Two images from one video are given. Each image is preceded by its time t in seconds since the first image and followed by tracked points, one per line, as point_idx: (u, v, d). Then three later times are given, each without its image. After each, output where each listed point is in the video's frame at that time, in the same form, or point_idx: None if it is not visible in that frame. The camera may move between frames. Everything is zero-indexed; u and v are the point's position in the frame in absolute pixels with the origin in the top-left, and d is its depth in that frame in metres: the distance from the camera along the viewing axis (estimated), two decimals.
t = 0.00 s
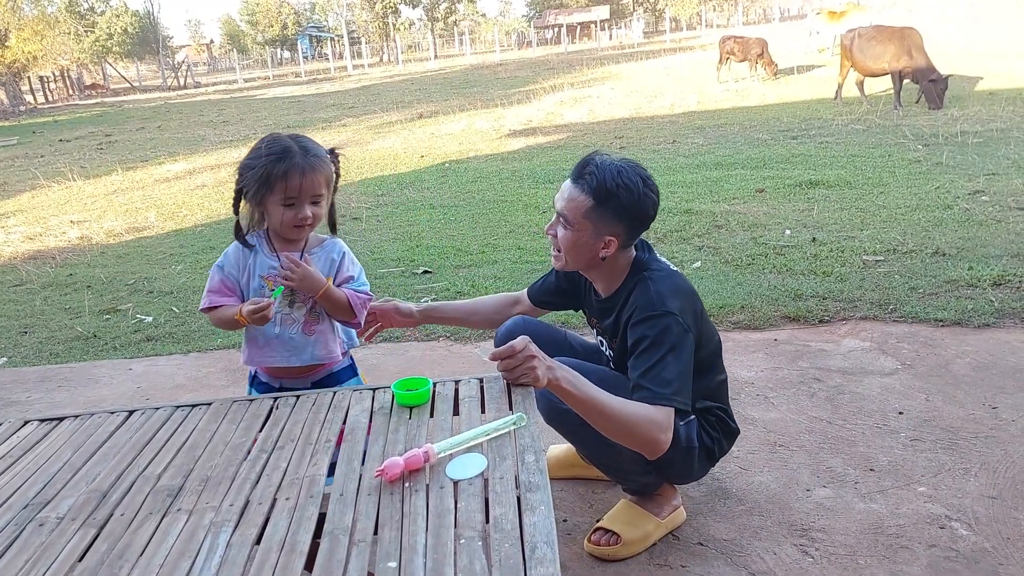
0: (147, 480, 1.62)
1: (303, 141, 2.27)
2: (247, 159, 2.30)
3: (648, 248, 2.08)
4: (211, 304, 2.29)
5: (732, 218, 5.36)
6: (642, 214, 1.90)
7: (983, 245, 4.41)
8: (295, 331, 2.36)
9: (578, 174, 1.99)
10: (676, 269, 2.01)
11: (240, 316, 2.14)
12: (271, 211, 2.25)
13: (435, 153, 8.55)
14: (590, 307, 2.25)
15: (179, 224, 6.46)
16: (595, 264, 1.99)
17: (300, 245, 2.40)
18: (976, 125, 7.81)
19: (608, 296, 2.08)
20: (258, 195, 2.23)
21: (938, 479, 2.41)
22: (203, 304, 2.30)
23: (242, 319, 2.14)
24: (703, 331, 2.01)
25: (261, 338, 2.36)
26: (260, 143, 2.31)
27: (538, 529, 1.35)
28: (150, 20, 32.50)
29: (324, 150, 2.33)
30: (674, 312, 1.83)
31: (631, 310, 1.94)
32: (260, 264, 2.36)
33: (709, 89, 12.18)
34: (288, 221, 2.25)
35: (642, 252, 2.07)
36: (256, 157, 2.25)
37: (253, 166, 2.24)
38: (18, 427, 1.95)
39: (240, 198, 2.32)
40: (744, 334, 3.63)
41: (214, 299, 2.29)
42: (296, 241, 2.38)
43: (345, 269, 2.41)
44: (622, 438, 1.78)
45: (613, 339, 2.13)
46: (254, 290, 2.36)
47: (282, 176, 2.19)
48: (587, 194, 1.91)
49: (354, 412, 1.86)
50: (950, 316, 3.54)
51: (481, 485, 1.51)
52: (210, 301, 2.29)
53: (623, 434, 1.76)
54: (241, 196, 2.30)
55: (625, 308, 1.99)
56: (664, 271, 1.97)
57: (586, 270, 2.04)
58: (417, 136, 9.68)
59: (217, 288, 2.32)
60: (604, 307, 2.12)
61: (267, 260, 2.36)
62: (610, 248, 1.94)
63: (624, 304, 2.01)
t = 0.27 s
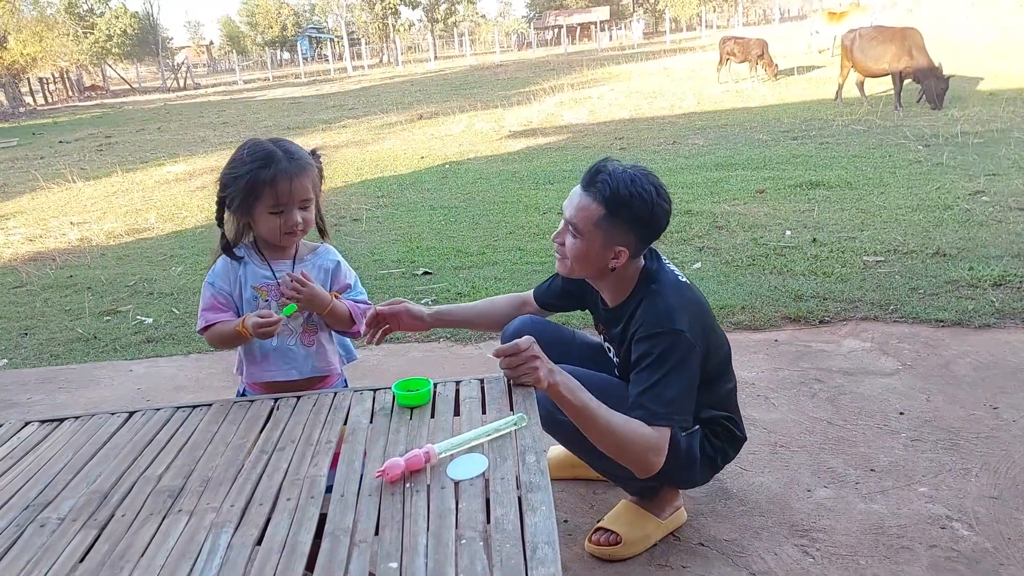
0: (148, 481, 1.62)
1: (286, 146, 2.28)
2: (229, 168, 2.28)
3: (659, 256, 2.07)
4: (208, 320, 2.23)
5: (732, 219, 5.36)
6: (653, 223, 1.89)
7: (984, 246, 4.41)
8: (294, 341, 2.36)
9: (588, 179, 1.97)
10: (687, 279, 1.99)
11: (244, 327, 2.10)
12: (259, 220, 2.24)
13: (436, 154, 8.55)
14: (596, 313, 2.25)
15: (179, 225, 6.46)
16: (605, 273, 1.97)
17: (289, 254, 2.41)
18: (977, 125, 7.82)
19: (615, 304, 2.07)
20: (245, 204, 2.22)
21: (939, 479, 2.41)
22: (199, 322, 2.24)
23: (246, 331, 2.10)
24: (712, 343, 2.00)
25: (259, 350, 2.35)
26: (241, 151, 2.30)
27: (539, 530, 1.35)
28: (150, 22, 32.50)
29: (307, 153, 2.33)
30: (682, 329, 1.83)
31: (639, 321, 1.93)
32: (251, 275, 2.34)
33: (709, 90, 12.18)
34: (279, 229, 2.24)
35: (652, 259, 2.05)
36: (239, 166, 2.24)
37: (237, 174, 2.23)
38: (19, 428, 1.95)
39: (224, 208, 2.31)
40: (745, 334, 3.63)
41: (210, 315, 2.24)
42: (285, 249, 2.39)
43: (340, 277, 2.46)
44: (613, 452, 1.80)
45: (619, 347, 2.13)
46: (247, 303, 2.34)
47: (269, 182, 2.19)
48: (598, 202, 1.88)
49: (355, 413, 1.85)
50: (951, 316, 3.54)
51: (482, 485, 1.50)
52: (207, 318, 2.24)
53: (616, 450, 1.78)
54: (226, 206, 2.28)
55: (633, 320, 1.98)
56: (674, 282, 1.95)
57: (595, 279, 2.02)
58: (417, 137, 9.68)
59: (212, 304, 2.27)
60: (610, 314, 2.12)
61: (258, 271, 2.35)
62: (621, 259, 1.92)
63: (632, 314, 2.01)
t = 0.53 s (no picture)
0: (150, 481, 1.62)
1: (281, 151, 2.18)
2: (222, 175, 2.18)
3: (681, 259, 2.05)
4: (223, 345, 2.12)
5: (732, 219, 5.36)
6: (680, 226, 1.88)
7: (984, 246, 4.42)
8: (313, 352, 2.36)
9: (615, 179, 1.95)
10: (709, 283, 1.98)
11: (266, 351, 2.04)
12: (257, 230, 2.15)
13: (436, 154, 8.56)
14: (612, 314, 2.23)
15: (179, 225, 6.47)
16: (629, 276, 1.95)
17: (288, 262, 2.34)
18: (977, 125, 7.83)
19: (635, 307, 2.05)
20: (242, 214, 2.13)
21: (940, 479, 2.41)
22: (207, 347, 2.11)
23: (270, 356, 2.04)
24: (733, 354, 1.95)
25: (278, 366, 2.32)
26: (233, 157, 2.20)
27: (541, 530, 1.35)
28: (149, 23, 32.50)
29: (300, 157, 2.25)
30: (702, 334, 1.82)
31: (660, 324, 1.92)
32: (255, 289, 2.26)
33: (708, 90, 12.19)
34: (278, 238, 2.15)
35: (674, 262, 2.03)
36: (233, 173, 2.14)
37: (232, 181, 2.13)
38: (20, 428, 1.95)
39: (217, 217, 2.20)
40: (745, 334, 3.63)
41: (224, 338, 2.13)
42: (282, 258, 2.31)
43: (341, 280, 2.44)
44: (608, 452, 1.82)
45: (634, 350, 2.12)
46: (256, 318, 2.26)
47: (268, 190, 2.10)
48: (628, 202, 1.86)
49: (356, 413, 1.85)
50: (951, 317, 3.54)
51: (484, 485, 1.50)
52: (220, 342, 2.12)
53: (612, 451, 1.79)
54: (220, 215, 2.18)
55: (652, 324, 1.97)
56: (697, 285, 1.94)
57: (617, 282, 2.00)
58: (417, 138, 9.69)
59: (220, 326, 2.15)
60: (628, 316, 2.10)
61: (260, 283, 2.27)
62: (648, 261, 1.90)
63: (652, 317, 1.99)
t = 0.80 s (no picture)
0: (150, 481, 1.62)
1: (287, 159, 2.07)
2: (223, 185, 2.05)
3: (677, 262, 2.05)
4: (239, 360, 1.97)
5: (732, 220, 5.36)
6: (681, 232, 1.87)
7: (983, 247, 4.42)
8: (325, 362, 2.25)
9: (609, 192, 1.91)
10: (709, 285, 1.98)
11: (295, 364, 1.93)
12: (263, 243, 2.03)
13: (435, 155, 8.57)
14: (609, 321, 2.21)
15: (178, 226, 6.47)
16: (633, 287, 1.93)
17: (290, 271, 2.20)
18: (975, 127, 7.84)
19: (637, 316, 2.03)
20: (247, 226, 2.01)
21: (939, 480, 2.41)
22: (219, 364, 1.95)
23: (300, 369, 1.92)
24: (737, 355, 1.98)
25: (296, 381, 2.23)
26: (235, 165, 2.08)
27: (542, 530, 1.34)
28: (149, 24, 32.51)
29: (305, 163, 2.14)
30: (709, 341, 1.82)
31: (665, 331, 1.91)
32: (260, 300, 2.10)
33: (707, 92, 12.21)
34: (285, 251, 2.04)
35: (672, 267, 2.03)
36: (237, 183, 2.02)
37: (236, 191, 2.01)
38: (20, 428, 1.94)
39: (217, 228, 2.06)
40: (744, 335, 3.63)
41: (237, 353, 1.98)
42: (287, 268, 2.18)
43: (341, 285, 2.34)
44: (613, 459, 1.81)
45: (636, 357, 2.11)
46: (265, 330, 2.11)
47: (278, 202, 1.99)
48: (628, 216, 1.83)
49: (356, 414, 1.85)
50: (951, 318, 3.54)
51: (484, 485, 1.50)
52: (234, 358, 1.97)
53: (612, 454, 1.79)
54: (220, 226, 2.04)
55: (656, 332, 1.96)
56: (699, 289, 1.94)
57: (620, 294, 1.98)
58: (416, 139, 9.69)
59: (232, 341, 1.99)
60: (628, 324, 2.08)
61: (264, 294, 2.12)
62: (652, 271, 1.89)
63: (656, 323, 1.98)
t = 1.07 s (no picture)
0: (148, 481, 1.61)
1: (309, 158, 2.07)
2: (246, 181, 2.05)
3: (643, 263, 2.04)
4: (268, 354, 1.96)
5: (731, 220, 5.36)
6: (651, 239, 1.86)
7: (983, 247, 4.42)
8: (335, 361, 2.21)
9: (574, 207, 1.86)
10: (679, 280, 2.00)
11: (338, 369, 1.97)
12: (281, 241, 2.03)
13: (434, 155, 8.57)
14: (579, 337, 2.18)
15: (178, 225, 6.47)
16: (609, 299, 1.91)
17: (308, 270, 2.19)
18: (975, 126, 7.84)
19: (614, 322, 2.02)
20: (267, 224, 2.00)
21: (938, 479, 2.41)
22: (246, 356, 1.94)
23: (342, 378, 1.96)
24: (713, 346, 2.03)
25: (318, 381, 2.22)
26: (258, 162, 2.08)
27: (541, 530, 1.34)
28: (148, 23, 32.50)
29: (328, 163, 2.14)
30: (693, 332, 1.84)
31: (649, 332, 1.91)
32: (278, 296, 2.10)
33: (707, 91, 12.21)
34: (304, 251, 2.03)
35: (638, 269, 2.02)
36: (260, 180, 2.02)
37: (258, 188, 2.00)
38: (18, 428, 1.94)
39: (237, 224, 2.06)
40: (744, 335, 3.63)
41: (265, 346, 1.96)
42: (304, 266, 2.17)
43: (360, 284, 2.32)
44: (612, 460, 1.81)
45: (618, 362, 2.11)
46: (282, 326, 2.11)
47: (299, 201, 1.98)
48: (599, 230, 1.79)
49: (354, 414, 1.85)
50: (950, 317, 3.54)
51: (483, 485, 1.50)
52: (261, 352, 1.95)
53: (612, 454, 1.79)
54: (241, 222, 2.04)
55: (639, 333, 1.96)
56: (671, 288, 1.95)
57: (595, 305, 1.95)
58: (416, 138, 9.70)
59: (256, 335, 1.98)
60: (604, 330, 2.07)
61: (284, 290, 2.11)
62: (627, 281, 1.87)
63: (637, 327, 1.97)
